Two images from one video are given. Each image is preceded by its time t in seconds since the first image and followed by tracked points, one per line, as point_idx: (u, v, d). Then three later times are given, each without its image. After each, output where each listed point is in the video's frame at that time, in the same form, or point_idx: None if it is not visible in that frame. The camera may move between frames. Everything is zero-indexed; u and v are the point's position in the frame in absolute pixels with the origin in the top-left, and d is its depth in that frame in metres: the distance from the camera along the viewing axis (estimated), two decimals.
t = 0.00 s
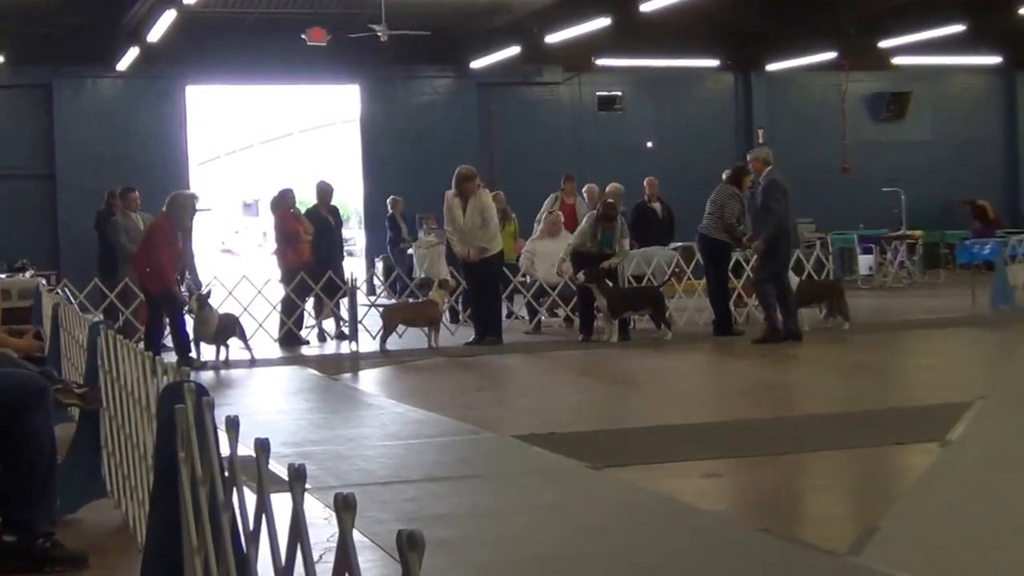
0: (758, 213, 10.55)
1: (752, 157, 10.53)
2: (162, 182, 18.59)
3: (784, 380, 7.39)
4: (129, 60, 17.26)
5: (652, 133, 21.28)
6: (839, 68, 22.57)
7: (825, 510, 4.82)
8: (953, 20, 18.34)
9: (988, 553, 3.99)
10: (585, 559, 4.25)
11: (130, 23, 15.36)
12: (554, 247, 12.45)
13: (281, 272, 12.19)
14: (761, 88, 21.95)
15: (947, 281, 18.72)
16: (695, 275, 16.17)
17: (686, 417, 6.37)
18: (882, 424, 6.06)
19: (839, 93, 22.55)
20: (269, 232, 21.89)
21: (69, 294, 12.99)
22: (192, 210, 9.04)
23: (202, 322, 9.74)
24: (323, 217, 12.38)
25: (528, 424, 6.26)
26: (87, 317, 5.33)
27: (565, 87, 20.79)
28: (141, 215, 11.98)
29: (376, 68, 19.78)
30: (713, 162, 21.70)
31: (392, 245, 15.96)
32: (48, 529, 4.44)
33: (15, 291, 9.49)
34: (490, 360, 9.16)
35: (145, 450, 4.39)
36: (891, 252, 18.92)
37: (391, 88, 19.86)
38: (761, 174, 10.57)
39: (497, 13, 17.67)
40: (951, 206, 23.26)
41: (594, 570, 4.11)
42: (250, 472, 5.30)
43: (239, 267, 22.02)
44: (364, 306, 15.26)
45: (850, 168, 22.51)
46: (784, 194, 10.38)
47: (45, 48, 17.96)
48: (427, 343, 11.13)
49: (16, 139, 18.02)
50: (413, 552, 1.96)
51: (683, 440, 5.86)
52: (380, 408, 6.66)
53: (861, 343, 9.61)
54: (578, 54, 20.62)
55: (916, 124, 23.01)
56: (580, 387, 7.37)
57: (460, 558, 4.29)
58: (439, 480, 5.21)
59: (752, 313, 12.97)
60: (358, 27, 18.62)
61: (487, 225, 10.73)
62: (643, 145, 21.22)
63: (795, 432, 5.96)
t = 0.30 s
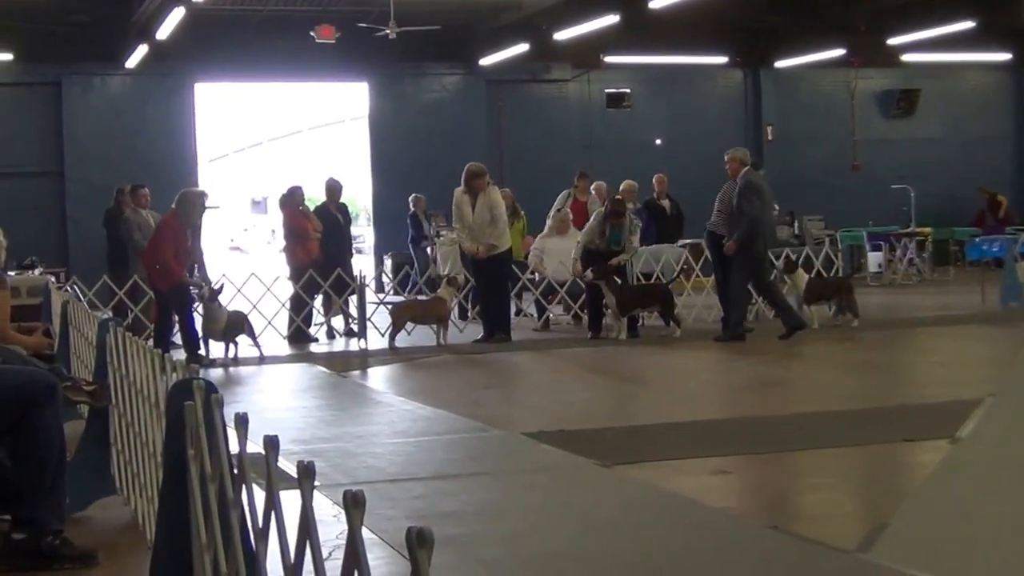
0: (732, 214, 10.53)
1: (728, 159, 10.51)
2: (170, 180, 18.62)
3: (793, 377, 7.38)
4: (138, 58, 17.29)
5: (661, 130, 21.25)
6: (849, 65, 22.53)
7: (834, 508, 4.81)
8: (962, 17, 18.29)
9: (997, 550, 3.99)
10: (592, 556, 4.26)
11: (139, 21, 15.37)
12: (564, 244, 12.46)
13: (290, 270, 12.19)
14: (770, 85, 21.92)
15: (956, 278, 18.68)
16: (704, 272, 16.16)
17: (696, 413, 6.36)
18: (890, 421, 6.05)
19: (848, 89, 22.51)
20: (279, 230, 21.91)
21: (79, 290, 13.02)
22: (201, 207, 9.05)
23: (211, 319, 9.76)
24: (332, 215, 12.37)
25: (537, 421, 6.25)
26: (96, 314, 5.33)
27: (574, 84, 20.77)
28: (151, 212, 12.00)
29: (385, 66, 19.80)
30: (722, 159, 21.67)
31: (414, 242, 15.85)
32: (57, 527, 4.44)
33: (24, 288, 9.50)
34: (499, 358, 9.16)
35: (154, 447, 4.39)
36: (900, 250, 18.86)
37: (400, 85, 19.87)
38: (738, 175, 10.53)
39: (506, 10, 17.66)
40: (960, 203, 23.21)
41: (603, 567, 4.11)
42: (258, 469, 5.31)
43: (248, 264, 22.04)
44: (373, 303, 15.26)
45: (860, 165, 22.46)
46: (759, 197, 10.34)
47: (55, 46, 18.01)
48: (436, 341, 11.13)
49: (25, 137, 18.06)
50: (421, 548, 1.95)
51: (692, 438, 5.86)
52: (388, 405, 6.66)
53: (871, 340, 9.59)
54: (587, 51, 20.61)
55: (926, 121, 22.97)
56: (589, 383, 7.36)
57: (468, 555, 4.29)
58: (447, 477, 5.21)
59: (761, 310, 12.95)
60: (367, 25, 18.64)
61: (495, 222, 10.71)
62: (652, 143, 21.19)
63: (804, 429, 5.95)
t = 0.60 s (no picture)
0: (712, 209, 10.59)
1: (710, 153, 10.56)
2: (179, 178, 18.65)
3: (801, 374, 7.37)
4: (147, 55, 17.32)
5: (670, 127, 21.21)
6: (858, 62, 22.49)
7: (842, 505, 4.80)
8: (972, 14, 18.24)
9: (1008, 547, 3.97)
10: (600, 553, 4.25)
11: (149, 18, 15.38)
12: (573, 241, 12.48)
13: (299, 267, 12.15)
14: (780, 82, 21.87)
15: (966, 275, 18.62)
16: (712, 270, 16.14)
17: (705, 411, 6.36)
18: (899, 418, 6.04)
19: (858, 87, 22.47)
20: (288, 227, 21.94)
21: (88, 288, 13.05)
22: (210, 205, 9.08)
23: (221, 316, 9.77)
24: (342, 212, 12.34)
25: (545, 418, 6.25)
26: (105, 311, 5.34)
27: (582, 81, 20.74)
28: (160, 210, 12.01)
29: (394, 63, 19.81)
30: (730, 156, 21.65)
31: (435, 238, 16.01)
32: (67, 524, 4.44)
33: (34, 286, 9.51)
34: (508, 355, 9.15)
35: (163, 444, 4.40)
36: (910, 247, 18.70)
37: (409, 82, 19.87)
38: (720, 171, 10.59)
39: (515, 7, 17.65)
40: (970, 200, 23.16)
41: (611, 566, 4.10)
42: (267, 466, 5.32)
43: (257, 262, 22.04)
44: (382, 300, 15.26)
45: (869, 162, 22.42)
46: (732, 194, 10.33)
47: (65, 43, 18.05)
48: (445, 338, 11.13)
49: (34, 135, 18.09)
50: (431, 545, 1.95)
51: (700, 435, 5.85)
52: (397, 402, 6.67)
53: (881, 337, 9.57)
54: (596, 48, 20.59)
55: (935, 117, 22.91)
56: (599, 381, 7.36)
57: (477, 552, 4.28)
58: (455, 474, 5.21)
59: (770, 307, 12.95)
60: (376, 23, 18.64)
61: (505, 220, 10.68)
62: (662, 139, 21.16)
63: (812, 427, 5.94)
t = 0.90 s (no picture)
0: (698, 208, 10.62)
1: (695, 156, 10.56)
2: (187, 175, 18.67)
3: (811, 372, 7.35)
4: (155, 53, 17.33)
5: (679, 124, 21.18)
6: (868, 58, 22.44)
7: (851, 503, 4.79)
8: (982, 10, 18.19)
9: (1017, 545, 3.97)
10: (612, 550, 4.25)
11: (157, 15, 15.38)
12: (581, 238, 12.49)
13: (307, 264, 12.16)
14: (789, 78, 21.83)
15: (976, 272, 18.58)
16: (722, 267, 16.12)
17: (715, 408, 6.35)
18: (908, 416, 6.02)
19: (867, 83, 22.42)
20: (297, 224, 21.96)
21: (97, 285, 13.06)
22: (220, 202, 9.08)
23: (230, 313, 9.77)
24: (350, 209, 12.32)
25: (554, 415, 6.25)
26: (115, 309, 5.34)
27: (591, 78, 20.71)
28: (168, 207, 12.02)
29: (403, 60, 19.81)
30: (739, 153, 21.62)
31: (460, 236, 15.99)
32: (76, 520, 4.45)
33: (43, 284, 9.52)
34: (517, 352, 9.15)
35: (173, 441, 4.40)
36: (919, 243, 18.71)
37: (418, 79, 19.87)
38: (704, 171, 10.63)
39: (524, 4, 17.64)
40: (979, 197, 23.11)
41: (621, 563, 4.10)
42: (276, 463, 5.32)
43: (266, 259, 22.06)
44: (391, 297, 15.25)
45: (878, 158, 22.36)
46: (716, 191, 10.36)
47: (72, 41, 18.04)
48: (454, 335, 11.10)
49: (43, 132, 18.12)
50: (440, 543, 1.95)
51: (709, 432, 5.85)
52: (406, 399, 6.67)
53: (889, 335, 9.55)
54: (605, 44, 20.57)
55: (945, 114, 22.86)
56: (609, 378, 7.35)
57: (486, 550, 4.28)
58: (464, 471, 5.21)
59: (779, 305, 12.93)
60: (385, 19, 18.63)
61: (514, 217, 10.71)
62: (670, 136, 21.13)
63: (823, 424, 5.93)
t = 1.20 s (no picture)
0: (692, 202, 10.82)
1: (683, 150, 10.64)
2: (195, 173, 18.68)
3: (821, 369, 7.34)
4: (164, 51, 17.35)
5: (688, 121, 21.16)
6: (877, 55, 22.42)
7: (860, 500, 4.78)
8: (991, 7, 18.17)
9: None
10: (624, 547, 4.25)
11: (166, 12, 15.40)
12: (589, 236, 12.50)
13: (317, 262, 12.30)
14: (798, 75, 21.81)
15: (985, 269, 18.54)
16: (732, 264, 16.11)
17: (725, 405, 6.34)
18: (917, 413, 6.00)
19: (877, 80, 22.39)
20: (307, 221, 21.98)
21: (107, 283, 13.08)
22: (228, 200, 9.08)
23: (239, 311, 9.78)
24: (359, 207, 12.37)
25: (564, 412, 6.25)
26: (124, 306, 5.34)
27: (600, 75, 20.69)
28: (177, 205, 12.04)
29: (413, 57, 19.82)
30: (748, 150, 21.60)
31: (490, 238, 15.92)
32: (86, 517, 4.46)
33: (53, 281, 9.53)
34: (527, 349, 9.15)
35: (182, 438, 4.41)
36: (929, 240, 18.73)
37: (427, 76, 19.88)
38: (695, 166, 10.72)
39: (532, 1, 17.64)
40: (988, 195, 23.07)
41: (631, 560, 4.10)
42: (285, 460, 5.32)
43: (276, 256, 22.08)
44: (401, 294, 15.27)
45: (887, 156, 22.32)
46: (705, 187, 10.50)
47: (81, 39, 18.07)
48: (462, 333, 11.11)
49: (51, 130, 18.14)
50: (450, 540, 1.94)
51: (718, 429, 5.84)
52: (416, 397, 6.67)
53: (899, 331, 9.53)
54: (614, 41, 20.55)
55: (954, 111, 22.81)
56: (620, 375, 7.34)
57: (496, 547, 4.28)
58: (474, 468, 5.21)
59: (788, 302, 12.91)
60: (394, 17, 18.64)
61: (524, 213, 10.71)
62: (680, 133, 21.12)
63: (832, 421, 5.92)
